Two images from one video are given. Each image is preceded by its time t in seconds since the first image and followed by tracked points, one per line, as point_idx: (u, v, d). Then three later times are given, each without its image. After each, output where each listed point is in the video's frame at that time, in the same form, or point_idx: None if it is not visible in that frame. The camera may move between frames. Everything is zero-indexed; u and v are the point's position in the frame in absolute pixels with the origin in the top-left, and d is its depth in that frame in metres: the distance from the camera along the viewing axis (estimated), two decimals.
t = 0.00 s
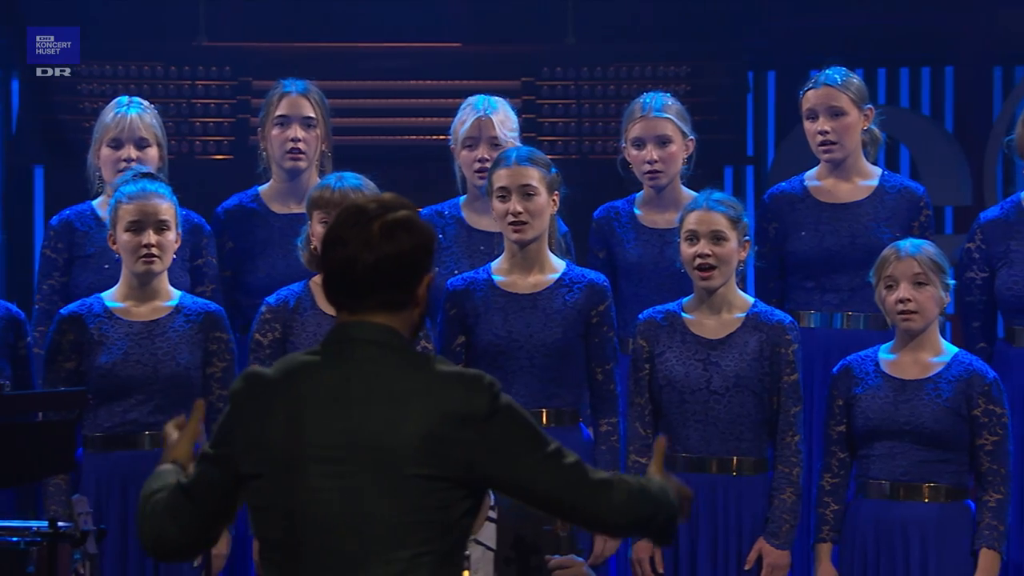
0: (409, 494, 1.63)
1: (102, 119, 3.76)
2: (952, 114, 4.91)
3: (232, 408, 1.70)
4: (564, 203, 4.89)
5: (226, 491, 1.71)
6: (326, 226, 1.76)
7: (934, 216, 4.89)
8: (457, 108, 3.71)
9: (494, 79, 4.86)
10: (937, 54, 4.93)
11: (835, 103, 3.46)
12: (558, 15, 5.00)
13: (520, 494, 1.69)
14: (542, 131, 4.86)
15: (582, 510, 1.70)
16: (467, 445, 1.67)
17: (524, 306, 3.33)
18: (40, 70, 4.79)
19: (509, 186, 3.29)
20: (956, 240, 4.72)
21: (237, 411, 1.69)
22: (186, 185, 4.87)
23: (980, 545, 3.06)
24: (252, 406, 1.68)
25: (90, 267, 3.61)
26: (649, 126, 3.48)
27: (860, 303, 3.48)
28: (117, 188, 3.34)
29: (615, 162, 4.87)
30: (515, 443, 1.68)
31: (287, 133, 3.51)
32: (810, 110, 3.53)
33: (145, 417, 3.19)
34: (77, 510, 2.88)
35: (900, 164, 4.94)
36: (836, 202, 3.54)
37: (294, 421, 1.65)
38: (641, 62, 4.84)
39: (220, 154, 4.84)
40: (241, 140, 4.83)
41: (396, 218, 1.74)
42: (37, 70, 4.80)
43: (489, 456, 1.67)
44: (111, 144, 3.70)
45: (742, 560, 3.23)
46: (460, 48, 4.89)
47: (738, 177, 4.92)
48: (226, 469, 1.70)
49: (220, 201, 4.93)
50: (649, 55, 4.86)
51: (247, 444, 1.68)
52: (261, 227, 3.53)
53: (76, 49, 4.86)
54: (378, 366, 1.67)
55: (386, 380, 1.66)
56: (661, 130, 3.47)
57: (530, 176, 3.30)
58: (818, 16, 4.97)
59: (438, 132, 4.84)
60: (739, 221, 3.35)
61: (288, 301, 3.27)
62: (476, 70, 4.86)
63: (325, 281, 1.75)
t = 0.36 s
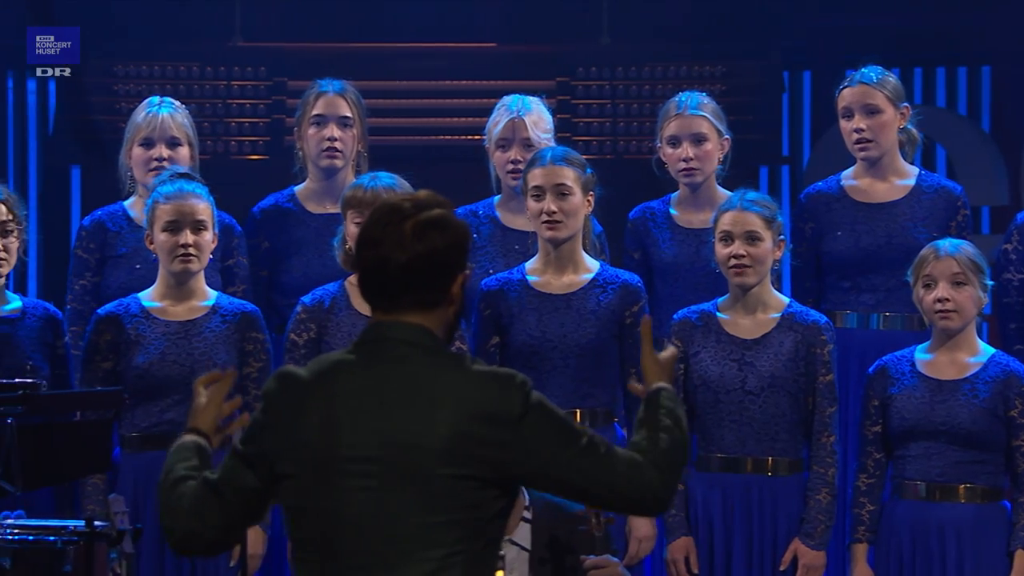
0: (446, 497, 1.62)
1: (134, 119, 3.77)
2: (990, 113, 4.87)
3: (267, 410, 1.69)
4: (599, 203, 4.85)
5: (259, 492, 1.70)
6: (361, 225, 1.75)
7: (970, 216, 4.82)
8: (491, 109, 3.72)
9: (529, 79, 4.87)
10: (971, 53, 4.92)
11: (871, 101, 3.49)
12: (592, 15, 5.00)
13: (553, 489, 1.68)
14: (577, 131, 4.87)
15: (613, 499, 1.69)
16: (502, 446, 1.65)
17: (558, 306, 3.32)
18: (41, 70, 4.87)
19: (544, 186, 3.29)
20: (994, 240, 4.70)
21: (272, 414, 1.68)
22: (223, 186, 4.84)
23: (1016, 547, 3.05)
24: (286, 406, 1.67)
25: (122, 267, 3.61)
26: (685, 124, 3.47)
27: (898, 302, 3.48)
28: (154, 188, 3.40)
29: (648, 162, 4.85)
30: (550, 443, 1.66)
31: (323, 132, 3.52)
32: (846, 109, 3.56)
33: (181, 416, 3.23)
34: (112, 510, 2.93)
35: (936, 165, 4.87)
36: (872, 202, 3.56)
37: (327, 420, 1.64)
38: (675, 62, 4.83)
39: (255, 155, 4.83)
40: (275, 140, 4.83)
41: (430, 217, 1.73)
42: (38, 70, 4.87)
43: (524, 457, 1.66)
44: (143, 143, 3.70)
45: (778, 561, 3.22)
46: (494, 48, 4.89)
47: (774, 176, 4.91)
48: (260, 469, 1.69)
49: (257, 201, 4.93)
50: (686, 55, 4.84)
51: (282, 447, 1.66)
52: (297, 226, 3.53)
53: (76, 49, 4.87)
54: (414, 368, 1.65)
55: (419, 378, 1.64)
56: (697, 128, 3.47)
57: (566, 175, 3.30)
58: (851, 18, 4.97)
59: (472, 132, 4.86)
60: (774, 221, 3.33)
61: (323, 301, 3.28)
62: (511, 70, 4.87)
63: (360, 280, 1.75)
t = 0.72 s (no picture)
0: (455, 515, 1.58)
1: (162, 119, 3.77)
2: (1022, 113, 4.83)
3: (279, 413, 1.66)
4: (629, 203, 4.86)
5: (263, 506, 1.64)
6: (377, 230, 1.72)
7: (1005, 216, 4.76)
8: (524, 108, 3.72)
9: (560, 79, 4.87)
10: (1007, 52, 4.84)
11: (902, 102, 3.51)
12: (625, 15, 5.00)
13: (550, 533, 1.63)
14: (609, 131, 4.86)
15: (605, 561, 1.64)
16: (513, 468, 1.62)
17: (589, 307, 3.26)
18: (40, 71, 4.87)
19: (574, 186, 3.26)
20: None
21: (285, 418, 1.65)
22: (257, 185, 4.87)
23: None
24: (300, 414, 1.64)
25: (152, 267, 3.62)
26: (719, 123, 3.47)
27: (932, 303, 3.52)
28: (186, 188, 3.41)
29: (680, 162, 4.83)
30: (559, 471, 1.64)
31: (357, 132, 3.51)
32: (878, 110, 3.57)
33: (214, 416, 3.23)
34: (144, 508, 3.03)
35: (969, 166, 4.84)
36: (906, 203, 3.58)
37: (341, 429, 1.61)
38: (709, 62, 4.85)
39: (287, 155, 4.84)
40: (308, 140, 4.83)
41: (446, 225, 1.69)
42: (37, 70, 4.88)
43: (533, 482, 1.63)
44: (172, 143, 3.71)
45: (810, 562, 3.21)
46: (527, 49, 4.90)
47: (806, 176, 4.87)
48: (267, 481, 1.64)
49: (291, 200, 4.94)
50: (719, 55, 4.85)
51: (293, 453, 1.63)
52: (330, 227, 3.53)
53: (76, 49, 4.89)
54: (431, 377, 1.63)
55: (433, 390, 1.62)
56: (731, 128, 3.47)
57: (596, 175, 3.26)
58: (885, 15, 4.91)
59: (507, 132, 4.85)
60: (807, 221, 3.34)
61: (356, 301, 3.28)
62: (543, 70, 4.87)
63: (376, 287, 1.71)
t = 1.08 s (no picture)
0: (491, 526, 1.53)
1: (190, 120, 3.78)
2: None
3: (313, 410, 1.60)
4: (658, 202, 4.84)
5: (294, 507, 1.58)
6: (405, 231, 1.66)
7: None
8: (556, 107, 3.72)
9: (592, 79, 4.87)
10: None
11: (936, 101, 3.54)
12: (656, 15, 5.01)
13: (579, 555, 1.56)
14: (639, 131, 4.84)
15: None
16: (549, 484, 1.56)
17: (618, 307, 3.22)
18: (41, 71, 4.91)
19: (606, 185, 3.25)
20: None
21: (320, 418, 1.59)
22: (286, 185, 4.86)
23: None
24: (332, 417, 1.59)
25: (180, 267, 3.62)
26: (751, 123, 3.48)
27: (964, 303, 3.53)
28: (215, 188, 3.42)
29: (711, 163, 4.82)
30: (593, 490, 1.59)
31: (387, 133, 3.52)
32: (910, 110, 3.61)
33: (244, 416, 3.23)
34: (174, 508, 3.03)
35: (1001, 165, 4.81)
36: (938, 202, 3.61)
37: (374, 433, 1.56)
38: (740, 62, 4.82)
39: (318, 155, 4.83)
40: (339, 140, 4.82)
41: (474, 227, 1.62)
42: (38, 70, 4.91)
43: (568, 500, 1.57)
44: (199, 143, 3.71)
45: (842, 563, 3.20)
46: (558, 49, 4.90)
47: (837, 176, 4.83)
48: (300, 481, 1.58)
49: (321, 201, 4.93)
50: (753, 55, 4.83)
51: (328, 453, 1.57)
52: (360, 227, 3.53)
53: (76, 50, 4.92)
54: (466, 379, 1.57)
55: (468, 394, 1.56)
56: (763, 127, 3.48)
57: (628, 175, 3.26)
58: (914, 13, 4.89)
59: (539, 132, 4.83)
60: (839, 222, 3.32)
61: (385, 301, 3.28)
62: (575, 70, 4.86)
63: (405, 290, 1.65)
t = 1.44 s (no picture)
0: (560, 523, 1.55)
1: (218, 119, 3.79)
2: None
3: (384, 405, 1.61)
4: (685, 203, 4.85)
5: (366, 501, 1.58)
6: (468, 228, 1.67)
7: None
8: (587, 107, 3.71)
9: (622, 79, 4.85)
10: None
11: (969, 98, 3.57)
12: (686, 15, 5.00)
13: (648, 551, 1.58)
14: (669, 131, 4.83)
15: None
16: (619, 480, 1.58)
17: (647, 307, 3.18)
18: (40, 71, 4.69)
19: (638, 183, 3.21)
20: None
21: (390, 413, 1.60)
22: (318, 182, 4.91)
23: None
24: (403, 413, 1.60)
25: (209, 267, 3.63)
26: (782, 121, 3.47)
27: (995, 302, 3.54)
28: (243, 188, 3.43)
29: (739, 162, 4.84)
30: (661, 487, 1.61)
31: (417, 132, 3.51)
32: (943, 107, 3.63)
33: (274, 416, 3.23)
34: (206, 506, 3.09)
35: None
36: (969, 201, 3.62)
37: (447, 429, 1.57)
38: (770, 61, 4.83)
39: (348, 155, 4.87)
40: (368, 140, 4.86)
41: (537, 224, 1.63)
42: (36, 70, 4.69)
43: (637, 496, 1.59)
44: (228, 144, 3.72)
45: (872, 563, 3.19)
46: (587, 49, 4.89)
47: (866, 175, 4.84)
48: (372, 476, 1.58)
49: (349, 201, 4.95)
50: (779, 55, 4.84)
51: (401, 448, 1.59)
52: (389, 228, 3.54)
53: (76, 49, 4.72)
54: (535, 377, 1.59)
55: (538, 390, 1.59)
56: (795, 125, 3.46)
57: (659, 172, 3.23)
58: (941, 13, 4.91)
59: (568, 132, 4.84)
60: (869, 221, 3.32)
61: (413, 301, 3.23)
62: (605, 70, 4.85)
63: (470, 286, 1.66)
